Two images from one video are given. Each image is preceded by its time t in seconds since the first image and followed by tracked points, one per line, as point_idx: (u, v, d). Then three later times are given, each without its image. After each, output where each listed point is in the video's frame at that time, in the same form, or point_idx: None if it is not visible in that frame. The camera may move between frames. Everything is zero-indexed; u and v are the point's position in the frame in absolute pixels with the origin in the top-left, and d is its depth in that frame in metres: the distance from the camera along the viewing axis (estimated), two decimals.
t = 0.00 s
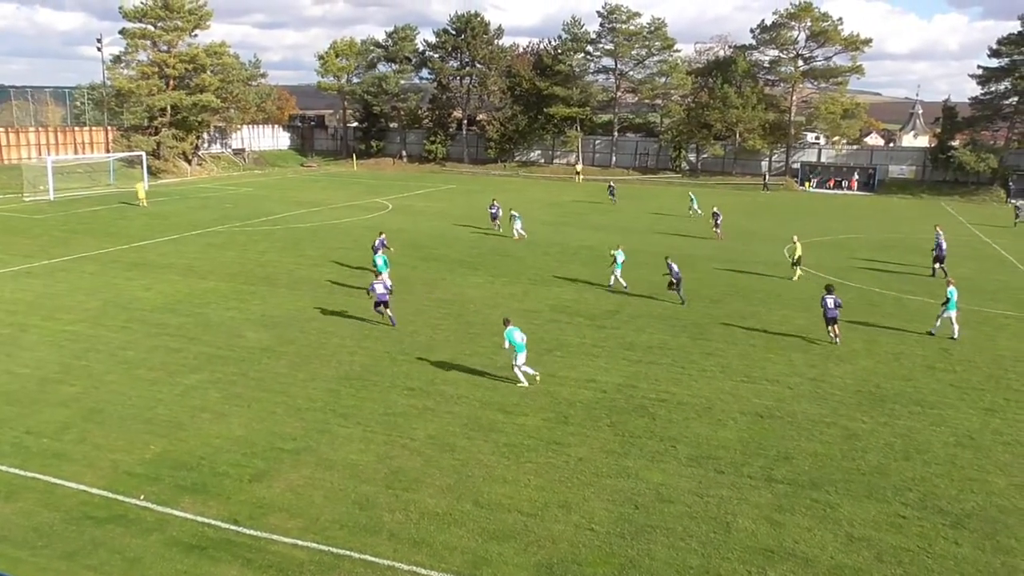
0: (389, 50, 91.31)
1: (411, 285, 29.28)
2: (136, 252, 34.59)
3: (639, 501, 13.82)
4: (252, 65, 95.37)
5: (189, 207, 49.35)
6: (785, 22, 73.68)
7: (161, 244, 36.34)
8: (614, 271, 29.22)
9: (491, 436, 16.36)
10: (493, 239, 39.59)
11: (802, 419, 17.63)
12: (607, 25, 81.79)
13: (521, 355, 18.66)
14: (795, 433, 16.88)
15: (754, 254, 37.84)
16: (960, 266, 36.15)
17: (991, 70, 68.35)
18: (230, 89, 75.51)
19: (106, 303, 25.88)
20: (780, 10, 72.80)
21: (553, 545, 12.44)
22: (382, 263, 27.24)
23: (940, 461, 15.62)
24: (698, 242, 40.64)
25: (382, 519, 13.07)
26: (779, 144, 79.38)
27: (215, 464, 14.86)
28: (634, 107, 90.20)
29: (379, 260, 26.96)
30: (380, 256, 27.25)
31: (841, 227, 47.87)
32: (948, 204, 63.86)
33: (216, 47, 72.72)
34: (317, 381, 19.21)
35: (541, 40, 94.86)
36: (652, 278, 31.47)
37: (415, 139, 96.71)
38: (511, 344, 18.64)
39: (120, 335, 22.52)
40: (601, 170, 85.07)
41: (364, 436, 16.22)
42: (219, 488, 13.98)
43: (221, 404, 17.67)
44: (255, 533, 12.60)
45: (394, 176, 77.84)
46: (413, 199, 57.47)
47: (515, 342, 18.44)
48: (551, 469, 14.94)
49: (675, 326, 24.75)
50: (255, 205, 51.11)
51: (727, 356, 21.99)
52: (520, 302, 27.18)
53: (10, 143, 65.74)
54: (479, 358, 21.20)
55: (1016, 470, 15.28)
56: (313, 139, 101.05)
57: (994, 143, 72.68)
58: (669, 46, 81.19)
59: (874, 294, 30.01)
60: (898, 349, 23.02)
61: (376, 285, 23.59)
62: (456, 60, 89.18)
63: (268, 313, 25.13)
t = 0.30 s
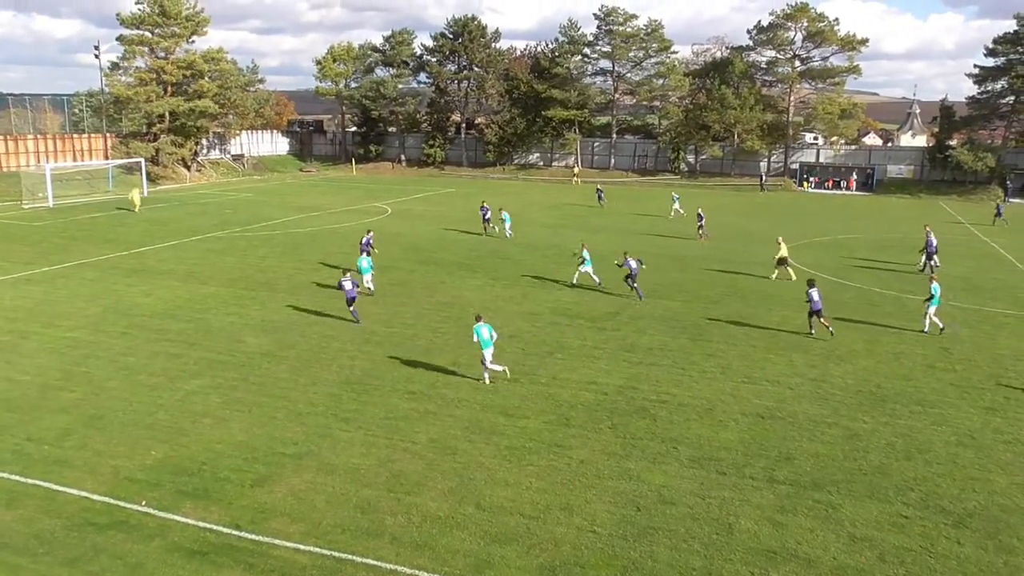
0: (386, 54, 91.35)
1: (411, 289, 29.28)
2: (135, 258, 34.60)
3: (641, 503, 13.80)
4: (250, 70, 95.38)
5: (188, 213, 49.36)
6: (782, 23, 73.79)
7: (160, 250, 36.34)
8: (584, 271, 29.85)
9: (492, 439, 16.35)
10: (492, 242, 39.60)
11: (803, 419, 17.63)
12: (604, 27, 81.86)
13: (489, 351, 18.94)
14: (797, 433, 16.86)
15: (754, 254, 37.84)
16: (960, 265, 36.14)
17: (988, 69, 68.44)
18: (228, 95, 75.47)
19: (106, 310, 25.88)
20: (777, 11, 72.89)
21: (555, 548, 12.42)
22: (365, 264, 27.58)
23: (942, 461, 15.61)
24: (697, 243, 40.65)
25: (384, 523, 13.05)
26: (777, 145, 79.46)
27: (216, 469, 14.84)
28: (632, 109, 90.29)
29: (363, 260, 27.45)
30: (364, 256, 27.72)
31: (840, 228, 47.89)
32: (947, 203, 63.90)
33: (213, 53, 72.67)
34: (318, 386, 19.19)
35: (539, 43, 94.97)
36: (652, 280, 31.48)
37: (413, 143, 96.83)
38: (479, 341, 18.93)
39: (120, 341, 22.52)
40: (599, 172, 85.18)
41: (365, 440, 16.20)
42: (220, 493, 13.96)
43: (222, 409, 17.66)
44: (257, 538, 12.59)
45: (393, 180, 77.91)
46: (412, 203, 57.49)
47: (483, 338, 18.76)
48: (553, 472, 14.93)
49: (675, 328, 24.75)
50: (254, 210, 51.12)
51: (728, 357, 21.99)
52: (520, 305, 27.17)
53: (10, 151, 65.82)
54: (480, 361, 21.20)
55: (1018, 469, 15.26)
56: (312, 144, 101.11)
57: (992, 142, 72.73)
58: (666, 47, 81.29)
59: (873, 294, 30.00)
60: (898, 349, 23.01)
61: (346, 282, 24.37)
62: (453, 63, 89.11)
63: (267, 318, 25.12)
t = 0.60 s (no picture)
0: (389, 59, 91.57)
1: (416, 293, 29.26)
2: (140, 264, 34.68)
3: (647, 507, 13.72)
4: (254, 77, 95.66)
5: (193, 220, 49.48)
6: (785, 24, 73.69)
7: (165, 256, 36.42)
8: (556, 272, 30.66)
9: (497, 443, 16.30)
10: (496, 246, 39.59)
11: (810, 423, 17.52)
12: (606, 30, 81.85)
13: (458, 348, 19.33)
14: (804, 437, 16.76)
15: (759, 257, 37.71)
16: (968, 267, 35.94)
17: (994, 70, 68.23)
18: (232, 102, 75.71)
19: (112, 315, 25.94)
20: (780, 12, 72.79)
21: (561, 553, 12.35)
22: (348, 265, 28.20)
23: (950, 466, 15.48)
24: (702, 246, 40.53)
25: (390, 527, 13.01)
26: (782, 146, 79.35)
27: (223, 473, 14.84)
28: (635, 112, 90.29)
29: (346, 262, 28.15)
30: (345, 258, 28.51)
31: (846, 230, 47.74)
32: (953, 205, 63.62)
33: (217, 60, 73.21)
34: (323, 390, 19.18)
35: (542, 47, 95.15)
36: (656, 283, 31.40)
37: (417, 148, 97.42)
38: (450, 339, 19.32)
39: (126, 346, 22.56)
40: (603, 176, 85.18)
41: (371, 444, 16.16)
42: (227, 497, 13.94)
43: (227, 414, 17.65)
44: (263, 541, 12.56)
45: (397, 185, 78.02)
46: (416, 207, 57.53)
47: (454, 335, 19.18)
48: (558, 476, 14.86)
49: (681, 331, 24.65)
50: (259, 216, 51.22)
51: (734, 360, 21.90)
52: (524, 309, 27.12)
53: (17, 158, 66.02)
54: (485, 365, 21.15)
55: None
56: (315, 150, 101.41)
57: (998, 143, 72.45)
58: (669, 50, 81.25)
59: (880, 297, 29.86)
60: (906, 352, 22.87)
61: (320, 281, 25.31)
62: (455, 68, 89.15)
63: (273, 323, 25.13)
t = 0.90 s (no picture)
0: (412, 63, 92.00)
1: (437, 297, 29.32)
2: (166, 267, 35.11)
3: (669, 512, 13.60)
4: (277, 82, 96.55)
5: (217, 223, 50.02)
6: (810, 26, 73.07)
7: (191, 260, 36.81)
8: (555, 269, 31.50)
9: (519, 446, 16.26)
10: (517, 249, 39.60)
11: (835, 428, 17.29)
12: (628, 33, 81.59)
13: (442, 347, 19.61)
14: (829, 443, 16.54)
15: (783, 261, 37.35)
16: (998, 271, 35.32)
17: None
18: (257, 107, 76.43)
19: (139, 318, 26.27)
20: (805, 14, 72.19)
21: (582, 557, 12.28)
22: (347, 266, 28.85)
23: (979, 472, 15.19)
24: (724, 250, 40.23)
25: (411, 530, 13.01)
26: (806, 149, 78.66)
27: (246, 475, 14.94)
28: (657, 115, 89.92)
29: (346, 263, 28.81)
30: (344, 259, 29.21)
31: (872, 233, 47.15)
32: (982, 208, 62.56)
33: (242, 66, 74.07)
34: (345, 393, 19.26)
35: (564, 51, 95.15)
36: (679, 287, 31.20)
37: (438, 152, 97.51)
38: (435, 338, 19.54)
39: (152, 348, 22.83)
40: (625, 179, 84.95)
41: (392, 447, 16.20)
42: (250, 499, 14.03)
43: (250, 416, 17.78)
44: (286, 544, 12.62)
45: (419, 189, 78.32)
46: (438, 211, 57.73)
47: (439, 335, 19.34)
48: (579, 480, 14.79)
49: (703, 335, 24.45)
50: (282, 219, 51.67)
51: (757, 365, 21.69)
52: (546, 312, 27.08)
53: (46, 163, 67.01)
54: (506, 369, 21.12)
55: None
56: (338, 154, 102.11)
57: None
58: (692, 53, 80.86)
59: (906, 301, 29.44)
60: (933, 357, 22.50)
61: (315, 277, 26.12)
62: (477, 72, 89.45)
63: (296, 326, 25.31)
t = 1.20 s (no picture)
0: (425, 66, 92.22)
1: (449, 299, 29.34)
2: (180, 268, 35.30)
3: (681, 517, 13.53)
4: (292, 84, 97.05)
5: (231, 225, 50.28)
6: (825, 30, 72.66)
7: (204, 261, 37.03)
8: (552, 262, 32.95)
9: (529, 450, 16.23)
10: (529, 252, 39.60)
11: (848, 434, 17.15)
12: (642, 36, 81.41)
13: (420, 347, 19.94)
14: (842, 449, 16.41)
15: (797, 266, 37.13)
16: (1015, 277, 34.94)
17: None
18: (271, 109, 76.83)
19: (153, 318, 26.45)
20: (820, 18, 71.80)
21: (592, 562, 12.23)
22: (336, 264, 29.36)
23: (995, 480, 15.01)
24: (737, 254, 40.03)
25: (422, 533, 13.00)
26: (820, 153, 78.24)
27: (258, 475, 15.00)
28: (670, 119, 89.73)
29: (335, 260, 29.41)
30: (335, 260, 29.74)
31: (887, 238, 46.83)
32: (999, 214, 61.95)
33: (257, 68, 74.45)
34: (356, 395, 19.30)
35: (578, 54, 95.12)
36: (691, 291, 31.07)
37: (451, 154, 97.63)
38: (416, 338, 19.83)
39: (166, 349, 22.97)
40: (638, 182, 84.81)
41: (403, 449, 16.20)
42: (262, 500, 14.08)
43: (262, 417, 17.86)
44: (296, 545, 12.65)
45: (432, 191, 78.49)
46: (450, 214, 57.80)
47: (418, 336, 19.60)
48: (590, 485, 14.74)
49: (716, 339, 24.33)
50: (295, 221, 51.86)
51: (769, 369, 21.55)
52: (557, 315, 27.05)
53: (64, 164, 67.52)
54: (518, 372, 21.10)
55: None
56: (351, 157, 102.46)
57: None
58: (706, 56, 80.58)
59: (921, 306, 29.18)
60: (948, 363, 22.29)
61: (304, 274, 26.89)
62: (491, 75, 89.53)
63: (309, 327, 25.40)
